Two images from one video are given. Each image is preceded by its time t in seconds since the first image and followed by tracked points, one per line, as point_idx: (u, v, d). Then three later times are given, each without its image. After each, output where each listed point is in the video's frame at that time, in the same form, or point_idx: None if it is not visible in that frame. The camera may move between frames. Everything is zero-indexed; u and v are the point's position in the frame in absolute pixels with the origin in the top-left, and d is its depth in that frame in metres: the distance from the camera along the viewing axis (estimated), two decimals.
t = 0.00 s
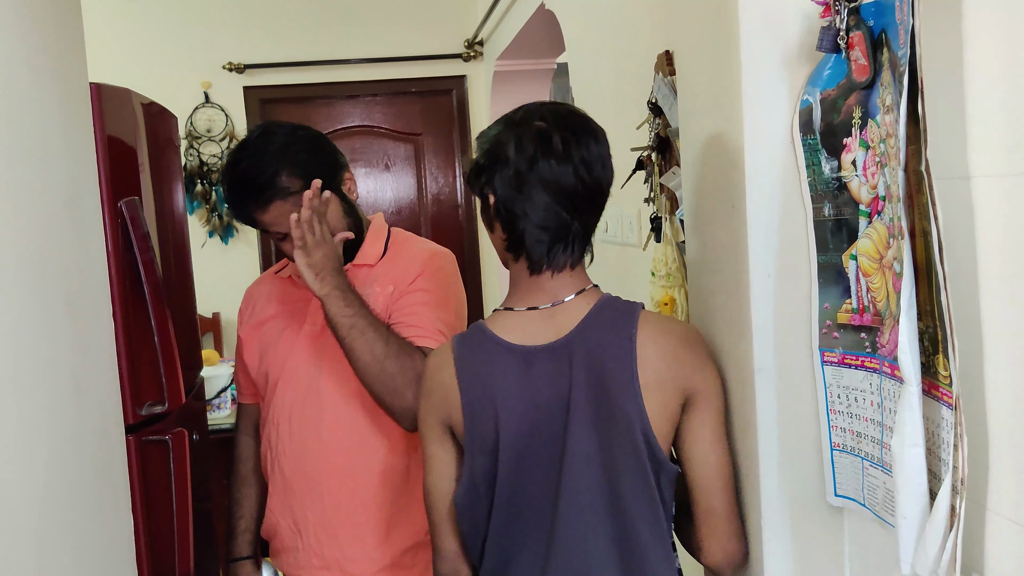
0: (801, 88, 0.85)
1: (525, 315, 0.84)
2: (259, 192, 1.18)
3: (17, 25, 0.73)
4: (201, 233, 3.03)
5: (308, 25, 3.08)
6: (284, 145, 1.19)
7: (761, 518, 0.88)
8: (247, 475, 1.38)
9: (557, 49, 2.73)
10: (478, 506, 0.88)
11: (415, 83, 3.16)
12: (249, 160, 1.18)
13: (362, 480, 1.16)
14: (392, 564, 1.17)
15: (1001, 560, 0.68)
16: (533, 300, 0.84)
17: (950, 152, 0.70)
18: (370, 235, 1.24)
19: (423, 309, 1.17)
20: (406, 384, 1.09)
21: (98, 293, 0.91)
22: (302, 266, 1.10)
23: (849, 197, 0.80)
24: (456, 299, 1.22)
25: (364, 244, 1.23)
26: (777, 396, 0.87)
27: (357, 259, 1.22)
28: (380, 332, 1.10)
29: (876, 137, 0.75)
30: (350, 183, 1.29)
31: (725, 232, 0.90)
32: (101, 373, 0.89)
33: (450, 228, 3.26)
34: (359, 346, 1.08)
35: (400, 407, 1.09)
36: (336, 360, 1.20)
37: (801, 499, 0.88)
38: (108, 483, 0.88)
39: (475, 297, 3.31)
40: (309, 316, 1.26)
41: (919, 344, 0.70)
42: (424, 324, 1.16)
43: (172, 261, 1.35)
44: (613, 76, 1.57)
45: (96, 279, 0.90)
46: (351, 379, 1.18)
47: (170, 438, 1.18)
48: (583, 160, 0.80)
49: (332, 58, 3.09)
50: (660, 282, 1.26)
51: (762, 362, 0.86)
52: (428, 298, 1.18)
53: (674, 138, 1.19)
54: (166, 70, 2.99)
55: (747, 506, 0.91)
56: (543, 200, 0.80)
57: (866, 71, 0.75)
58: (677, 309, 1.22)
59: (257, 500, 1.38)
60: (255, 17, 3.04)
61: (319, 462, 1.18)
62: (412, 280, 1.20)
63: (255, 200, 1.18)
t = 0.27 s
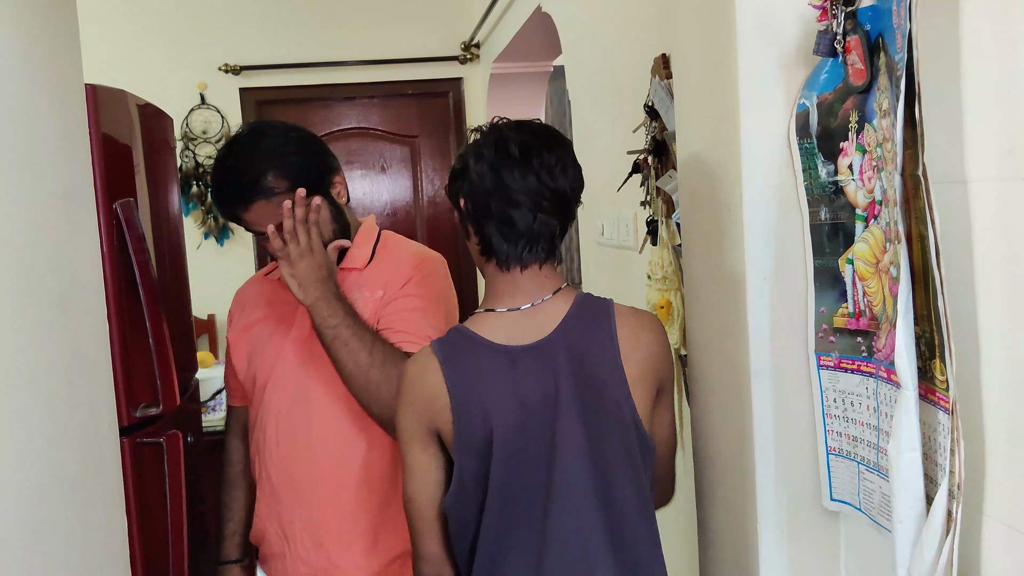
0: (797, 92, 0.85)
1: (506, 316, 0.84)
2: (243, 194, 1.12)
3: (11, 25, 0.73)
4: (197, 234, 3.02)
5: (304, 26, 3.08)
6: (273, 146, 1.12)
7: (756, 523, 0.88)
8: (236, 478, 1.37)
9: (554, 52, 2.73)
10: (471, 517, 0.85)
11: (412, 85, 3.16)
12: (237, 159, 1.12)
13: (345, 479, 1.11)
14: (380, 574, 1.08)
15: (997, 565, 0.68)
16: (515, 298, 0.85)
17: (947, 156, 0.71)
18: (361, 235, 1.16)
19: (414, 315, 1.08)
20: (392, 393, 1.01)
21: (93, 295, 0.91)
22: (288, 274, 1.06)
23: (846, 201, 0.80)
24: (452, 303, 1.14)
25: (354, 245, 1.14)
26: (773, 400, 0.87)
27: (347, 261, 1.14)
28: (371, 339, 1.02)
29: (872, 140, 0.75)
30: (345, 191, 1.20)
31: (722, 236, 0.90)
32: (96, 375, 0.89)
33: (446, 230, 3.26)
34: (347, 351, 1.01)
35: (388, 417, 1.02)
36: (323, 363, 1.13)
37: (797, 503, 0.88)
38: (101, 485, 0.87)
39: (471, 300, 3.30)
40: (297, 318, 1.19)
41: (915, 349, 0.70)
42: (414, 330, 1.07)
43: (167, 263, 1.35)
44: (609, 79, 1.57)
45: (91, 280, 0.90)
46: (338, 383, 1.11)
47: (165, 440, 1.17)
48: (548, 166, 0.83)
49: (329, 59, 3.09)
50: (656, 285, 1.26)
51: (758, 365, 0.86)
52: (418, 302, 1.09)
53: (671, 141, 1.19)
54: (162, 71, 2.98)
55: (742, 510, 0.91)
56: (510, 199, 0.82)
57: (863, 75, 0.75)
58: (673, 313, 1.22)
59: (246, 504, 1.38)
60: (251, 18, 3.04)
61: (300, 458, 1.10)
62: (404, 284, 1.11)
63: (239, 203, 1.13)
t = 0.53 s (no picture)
0: (798, 94, 0.84)
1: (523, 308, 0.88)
2: (234, 196, 1.08)
3: (11, 25, 0.73)
4: (197, 235, 3.02)
5: (305, 28, 3.08)
6: (267, 148, 1.08)
7: (756, 526, 0.88)
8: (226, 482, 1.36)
9: (554, 54, 2.73)
10: (491, 508, 0.87)
11: (412, 87, 3.16)
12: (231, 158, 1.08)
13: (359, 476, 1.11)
14: None
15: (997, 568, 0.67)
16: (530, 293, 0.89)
17: (948, 159, 0.70)
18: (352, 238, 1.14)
19: (402, 317, 1.06)
20: (380, 395, 0.99)
21: (92, 295, 0.91)
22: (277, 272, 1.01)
23: (846, 204, 0.80)
24: (444, 305, 1.12)
25: (343, 248, 1.13)
26: (772, 402, 0.87)
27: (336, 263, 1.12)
28: (358, 338, 1.00)
29: (873, 143, 0.75)
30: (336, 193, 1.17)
31: (722, 239, 0.90)
32: (95, 376, 0.89)
33: (445, 232, 3.26)
34: (333, 350, 0.99)
35: (372, 418, 1.00)
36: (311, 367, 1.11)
37: (797, 507, 0.88)
38: (100, 487, 0.87)
39: (471, 302, 3.30)
40: (286, 321, 1.17)
41: (915, 351, 0.70)
42: (402, 333, 1.05)
43: (167, 264, 1.35)
44: (610, 81, 1.57)
45: (90, 281, 0.90)
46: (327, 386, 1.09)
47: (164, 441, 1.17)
48: (560, 174, 0.88)
49: (329, 61, 3.09)
50: (657, 288, 1.27)
51: (758, 368, 0.86)
52: (407, 305, 1.07)
53: (671, 144, 1.19)
54: (163, 72, 2.98)
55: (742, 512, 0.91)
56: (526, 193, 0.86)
57: (864, 77, 0.75)
58: (673, 315, 1.22)
59: (239, 507, 1.37)
60: (252, 20, 3.04)
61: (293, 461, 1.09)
62: (392, 286, 1.09)
63: (229, 204, 1.09)
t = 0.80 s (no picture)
0: (803, 92, 0.84)
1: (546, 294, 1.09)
2: (224, 195, 1.07)
3: (15, 23, 0.73)
4: (201, 232, 3.03)
5: (309, 25, 3.08)
6: (257, 144, 1.08)
7: (760, 524, 0.88)
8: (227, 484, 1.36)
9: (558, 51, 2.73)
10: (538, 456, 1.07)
11: (416, 84, 3.16)
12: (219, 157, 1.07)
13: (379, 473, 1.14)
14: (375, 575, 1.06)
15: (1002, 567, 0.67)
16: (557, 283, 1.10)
17: (954, 158, 0.70)
18: (340, 237, 1.12)
19: (395, 315, 1.05)
20: (377, 392, 0.99)
21: (96, 292, 0.91)
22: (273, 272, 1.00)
23: (852, 202, 0.80)
24: (435, 299, 1.11)
25: (333, 247, 1.11)
26: (777, 401, 0.87)
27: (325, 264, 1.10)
28: (353, 335, 1.00)
29: (878, 142, 0.75)
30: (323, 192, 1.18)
31: (727, 237, 0.90)
32: (99, 372, 0.89)
33: (449, 229, 3.26)
34: (330, 348, 0.98)
35: (369, 416, 0.99)
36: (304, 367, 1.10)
37: (802, 506, 0.88)
38: (103, 483, 0.87)
39: (474, 299, 3.30)
40: (279, 321, 1.16)
41: (920, 349, 0.70)
42: (396, 329, 1.04)
43: (172, 260, 1.35)
44: (615, 78, 1.57)
45: (95, 277, 0.90)
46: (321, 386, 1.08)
47: (169, 438, 1.17)
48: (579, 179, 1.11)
49: (333, 58, 3.09)
50: (661, 285, 1.27)
51: (762, 367, 0.86)
52: (399, 302, 1.06)
53: (676, 141, 1.19)
54: (167, 69, 2.99)
55: (746, 511, 0.91)
56: (552, 194, 1.09)
57: (870, 75, 0.75)
58: (678, 313, 1.23)
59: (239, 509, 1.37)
60: (256, 17, 3.04)
61: (291, 465, 1.08)
62: (383, 284, 1.08)
63: (219, 201, 1.08)
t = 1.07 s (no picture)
0: (803, 95, 0.84)
1: (548, 286, 1.23)
2: (218, 201, 1.03)
3: (17, 24, 0.73)
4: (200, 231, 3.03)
5: (309, 25, 3.08)
6: (247, 147, 1.04)
7: (759, 527, 0.88)
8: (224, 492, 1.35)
9: (558, 52, 2.73)
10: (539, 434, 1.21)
11: (416, 84, 3.16)
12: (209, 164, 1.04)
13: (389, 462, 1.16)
14: None
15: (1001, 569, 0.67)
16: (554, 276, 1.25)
17: (954, 161, 0.70)
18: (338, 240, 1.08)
19: (401, 318, 1.01)
20: (385, 394, 0.94)
21: (97, 292, 0.91)
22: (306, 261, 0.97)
23: (851, 205, 0.80)
24: (439, 299, 1.07)
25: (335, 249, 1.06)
26: (776, 403, 0.87)
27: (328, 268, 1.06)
28: (358, 338, 0.95)
29: (878, 145, 0.75)
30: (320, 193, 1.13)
31: (727, 239, 0.90)
32: (100, 373, 0.89)
33: (448, 229, 3.26)
34: (337, 351, 0.93)
35: (375, 420, 0.94)
36: (308, 371, 1.06)
37: (801, 508, 0.88)
38: (104, 483, 0.87)
39: (473, 299, 3.30)
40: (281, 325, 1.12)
41: (919, 352, 0.70)
42: (400, 331, 0.99)
43: (171, 260, 1.35)
44: (614, 80, 1.57)
45: (95, 278, 0.90)
46: (326, 390, 1.05)
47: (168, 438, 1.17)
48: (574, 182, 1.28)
49: (333, 58, 3.09)
50: (659, 287, 1.27)
51: (761, 369, 0.86)
52: (405, 304, 1.02)
53: (676, 143, 1.19)
54: (167, 69, 2.99)
55: (745, 514, 0.91)
56: (554, 196, 1.25)
57: (869, 78, 0.75)
58: (676, 315, 1.23)
59: (237, 520, 1.36)
60: (256, 16, 3.04)
61: (293, 470, 1.05)
62: (388, 286, 1.04)
63: (214, 209, 1.04)
